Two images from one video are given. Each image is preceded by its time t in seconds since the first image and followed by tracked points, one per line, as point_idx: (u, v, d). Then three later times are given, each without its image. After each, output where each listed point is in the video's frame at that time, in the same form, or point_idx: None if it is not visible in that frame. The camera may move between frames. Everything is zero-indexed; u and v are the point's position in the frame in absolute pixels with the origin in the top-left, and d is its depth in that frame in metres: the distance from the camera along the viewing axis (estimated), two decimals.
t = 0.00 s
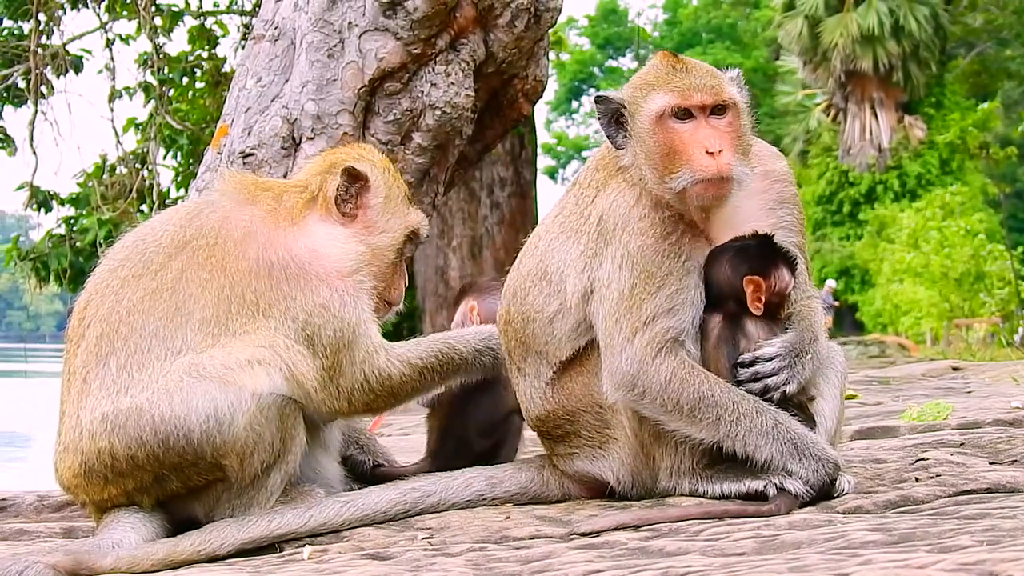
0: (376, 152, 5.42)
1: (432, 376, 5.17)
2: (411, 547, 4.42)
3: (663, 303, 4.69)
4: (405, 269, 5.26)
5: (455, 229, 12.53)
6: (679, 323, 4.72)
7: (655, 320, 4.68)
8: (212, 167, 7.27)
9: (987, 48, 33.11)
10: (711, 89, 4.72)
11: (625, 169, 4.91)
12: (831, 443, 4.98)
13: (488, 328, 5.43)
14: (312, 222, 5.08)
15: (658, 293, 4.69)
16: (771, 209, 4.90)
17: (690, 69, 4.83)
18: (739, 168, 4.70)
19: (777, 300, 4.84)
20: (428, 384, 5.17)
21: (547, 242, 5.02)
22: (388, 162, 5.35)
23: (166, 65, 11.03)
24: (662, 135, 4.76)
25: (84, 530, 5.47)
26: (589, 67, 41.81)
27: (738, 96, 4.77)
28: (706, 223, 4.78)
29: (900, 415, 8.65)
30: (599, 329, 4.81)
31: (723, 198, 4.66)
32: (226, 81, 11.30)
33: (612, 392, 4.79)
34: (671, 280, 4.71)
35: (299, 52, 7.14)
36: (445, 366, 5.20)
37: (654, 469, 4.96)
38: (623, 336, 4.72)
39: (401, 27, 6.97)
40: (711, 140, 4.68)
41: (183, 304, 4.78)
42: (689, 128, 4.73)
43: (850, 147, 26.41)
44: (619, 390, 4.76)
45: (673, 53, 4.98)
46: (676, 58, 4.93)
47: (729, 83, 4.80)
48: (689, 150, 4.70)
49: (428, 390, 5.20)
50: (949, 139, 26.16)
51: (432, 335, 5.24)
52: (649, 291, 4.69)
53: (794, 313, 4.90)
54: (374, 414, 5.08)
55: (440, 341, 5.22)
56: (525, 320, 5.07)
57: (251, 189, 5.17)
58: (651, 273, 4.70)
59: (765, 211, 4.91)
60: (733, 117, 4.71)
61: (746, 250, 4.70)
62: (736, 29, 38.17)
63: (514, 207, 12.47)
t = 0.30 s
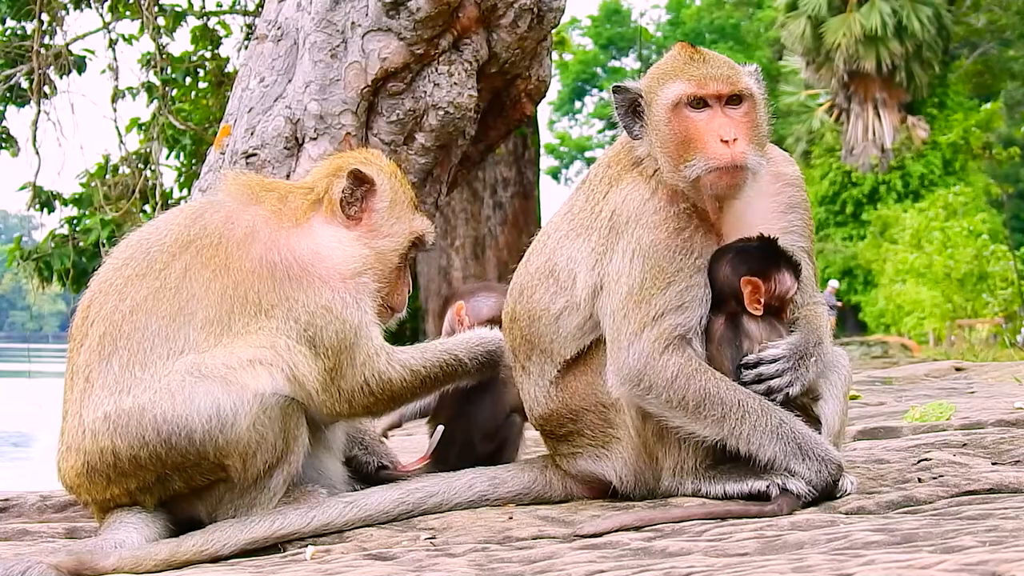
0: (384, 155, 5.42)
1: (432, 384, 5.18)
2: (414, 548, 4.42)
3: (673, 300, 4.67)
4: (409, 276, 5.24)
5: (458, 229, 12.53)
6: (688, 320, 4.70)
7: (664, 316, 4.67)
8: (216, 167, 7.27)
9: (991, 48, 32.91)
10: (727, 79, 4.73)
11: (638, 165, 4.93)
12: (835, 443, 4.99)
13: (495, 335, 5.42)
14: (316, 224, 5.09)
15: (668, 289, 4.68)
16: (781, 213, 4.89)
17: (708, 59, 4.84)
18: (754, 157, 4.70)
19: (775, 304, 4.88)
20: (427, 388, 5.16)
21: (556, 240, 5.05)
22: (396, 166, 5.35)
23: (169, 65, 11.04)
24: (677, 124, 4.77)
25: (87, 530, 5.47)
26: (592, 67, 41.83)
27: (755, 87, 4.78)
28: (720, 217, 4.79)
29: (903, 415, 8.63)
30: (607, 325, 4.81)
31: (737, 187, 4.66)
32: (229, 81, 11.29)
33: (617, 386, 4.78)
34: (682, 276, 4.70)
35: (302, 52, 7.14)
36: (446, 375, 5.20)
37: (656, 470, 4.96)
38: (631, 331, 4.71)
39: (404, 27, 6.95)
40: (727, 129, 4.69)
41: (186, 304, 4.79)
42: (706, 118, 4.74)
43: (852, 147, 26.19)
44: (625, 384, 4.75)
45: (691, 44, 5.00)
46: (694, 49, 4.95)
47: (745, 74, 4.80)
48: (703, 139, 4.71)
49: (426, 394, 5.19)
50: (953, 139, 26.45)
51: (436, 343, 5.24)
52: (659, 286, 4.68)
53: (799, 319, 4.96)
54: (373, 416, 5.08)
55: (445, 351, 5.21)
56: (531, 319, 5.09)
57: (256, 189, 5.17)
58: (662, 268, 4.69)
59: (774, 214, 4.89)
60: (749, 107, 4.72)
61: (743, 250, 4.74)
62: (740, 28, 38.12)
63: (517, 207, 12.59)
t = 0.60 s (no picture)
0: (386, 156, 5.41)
1: (430, 386, 5.12)
2: (417, 548, 4.42)
3: (679, 296, 4.68)
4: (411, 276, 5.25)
5: (460, 229, 12.54)
6: (694, 317, 4.71)
7: (670, 313, 4.67)
8: (217, 167, 7.27)
9: (992, 47, 32.85)
10: (734, 73, 4.74)
11: (644, 163, 4.96)
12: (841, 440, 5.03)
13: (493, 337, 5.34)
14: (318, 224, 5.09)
15: (674, 286, 4.69)
16: (788, 214, 4.88)
17: (715, 54, 4.86)
18: (760, 151, 4.72)
19: (775, 306, 4.90)
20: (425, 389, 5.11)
21: (561, 238, 5.06)
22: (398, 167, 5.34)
23: (171, 66, 11.04)
24: (684, 118, 4.79)
25: (90, 531, 5.47)
26: (594, 67, 41.89)
27: (763, 83, 4.79)
28: (727, 213, 4.79)
29: (905, 415, 8.63)
30: (612, 320, 4.81)
31: (744, 181, 4.68)
32: (231, 82, 11.29)
33: (621, 381, 4.77)
34: (689, 273, 4.71)
35: (304, 52, 7.14)
36: (444, 378, 5.14)
37: (659, 469, 4.95)
38: (636, 327, 4.71)
39: (406, 27, 6.96)
40: (733, 123, 4.72)
41: (187, 304, 4.79)
42: (712, 112, 4.77)
43: (855, 146, 26.24)
44: (629, 379, 4.74)
45: (700, 39, 5.01)
46: (702, 44, 4.96)
47: (753, 69, 4.82)
48: (709, 133, 4.74)
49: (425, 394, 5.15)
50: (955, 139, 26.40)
51: (433, 345, 5.16)
52: (665, 283, 4.68)
53: (801, 318, 4.93)
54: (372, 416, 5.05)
55: (443, 354, 5.13)
56: (534, 318, 5.10)
57: (258, 189, 5.18)
58: (669, 265, 4.70)
59: (781, 214, 4.88)
60: (756, 102, 4.75)
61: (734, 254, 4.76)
62: (742, 28, 38.15)
63: (519, 207, 12.67)
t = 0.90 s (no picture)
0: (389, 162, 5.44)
1: (423, 386, 5.11)
2: (418, 549, 4.42)
3: (679, 296, 4.68)
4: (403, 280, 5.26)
5: (461, 231, 12.80)
6: (693, 318, 4.70)
7: (670, 313, 4.67)
8: (218, 169, 7.27)
9: (993, 48, 32.74)
10: (748, 76, 4.75)
11: (647, 163, 4.97)
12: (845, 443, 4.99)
13: (470, 335, 5.32)
14: (320, 225, 5.10)
15: (674, 286, 4.68)
16: (788, 217, 4.90)
17: (727, 55, 4.87)
18: (770, 155, 4.73)
19: (774, 301, 4.83)
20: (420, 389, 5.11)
21: (561, 239, 5.06)
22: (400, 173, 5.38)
23: (171, 68, 11.03)
24: (696, 118, 4.79)
25: (90, 533, 5.47)
26: (594, 69, 41.97)
27: (773, 87, 4.81)
28: (731, 213, 4.83)
29: (906, 416, 8.62)
30: (612, 320, 4.80)
31: (754, 184, 4.69)
32: (232, 84, 11.28)
33: (621, 381, 4.77)
34: (689, 273, 4.71)
35: (304, 54, 7.14)
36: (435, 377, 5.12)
37: (659, 471, 4.95)
38: (636, 327, 4.70)
39: (405, 29, 6.96)
40: (745, 125, 4.71)
41: (190, 304, 4.80)
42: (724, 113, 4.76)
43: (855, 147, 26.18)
44: (629, 380, 4.74)
45: (711, 40, 5.01)
46: (713, 45, 4.96)
47: (765, 73, 4.83)
48: (721, 134, 4.73)
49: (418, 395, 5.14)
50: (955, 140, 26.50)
51: (422, 344, 5.13)
52: (665, 283, 4.68)
53: (803, 319, 4.95)
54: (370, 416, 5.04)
55: (432, 352, 5.11)
56: (534, 319, 5.10)
57: (259, 190, 5.19)
58: (669, 265, 4.69)
59: (780, 217, 4.90)
60: (768, 105, 4.75)
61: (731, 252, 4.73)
62: (742, 30, 38.18)
63: (520, 209, 12.97)
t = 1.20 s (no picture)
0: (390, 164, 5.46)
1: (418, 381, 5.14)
2: (418, 550, 4.42)
3: (680, 299, 4.66)
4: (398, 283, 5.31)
5: (462, 232, 12.83)
6: (695, 320, 4.70)
7: (671, 315, 4.66)
8: (219, 170, 7.27)
9: (993, 50, 32.86)
10: (768, 85, 4.70)
11: (650, 165, 4.95)
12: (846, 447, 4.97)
13: (460, 327, 5.35)
14: (321, 225, 5.11)
15: (676, 288, 4.67)
16: (790, 220, 4.88)
17: (746, 62, 4.82)
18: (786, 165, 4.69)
19: (776, 305, 4.80)
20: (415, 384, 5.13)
21: (562, 240, 5.07)
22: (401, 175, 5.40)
23: (173, 68, 11.04)
24: (713, 124, 4.73)
25: (92, 533, 5.47)
26: (595, 70, 42.01)
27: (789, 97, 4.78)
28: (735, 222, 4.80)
29: (907, 418, 8.61)
30: (613, 321, 4.79)
31: (769, 194, 4.65)
32: (233, 84, 11.29)
33: (622, 384, 4.77)
34: (691, 275, 4.69)
35: (306, 55, 7.14)
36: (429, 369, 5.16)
37: (660, 473, 4.94)
38: (638, 328, 4.70)
39: (407, 30, 6.97)
40: (763, 134, 4.65)
41: (190, 304, 4.80)
42: (742, 120, 4.70)
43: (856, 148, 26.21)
44: (630, 382, 4.74)
45: (726, 43, 4.96)
46: (729, 49, 4.92)
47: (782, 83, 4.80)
48: (739, 142, 4.68)
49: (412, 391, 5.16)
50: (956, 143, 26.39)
51: (412, 336, 5.16)
52: (667, 284, 4.67)
53: (808, 323, 4.95)
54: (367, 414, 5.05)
55: (423, 344, 5.14)
56: (535, 321, 5.10)
57: (259, 190, 5.20)
58: (671, 266, 4.68)
59: (783, 220, 4.88)
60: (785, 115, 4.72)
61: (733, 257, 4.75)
62: (743, 31, 38.23)
63: (521, 210, 13.01)
